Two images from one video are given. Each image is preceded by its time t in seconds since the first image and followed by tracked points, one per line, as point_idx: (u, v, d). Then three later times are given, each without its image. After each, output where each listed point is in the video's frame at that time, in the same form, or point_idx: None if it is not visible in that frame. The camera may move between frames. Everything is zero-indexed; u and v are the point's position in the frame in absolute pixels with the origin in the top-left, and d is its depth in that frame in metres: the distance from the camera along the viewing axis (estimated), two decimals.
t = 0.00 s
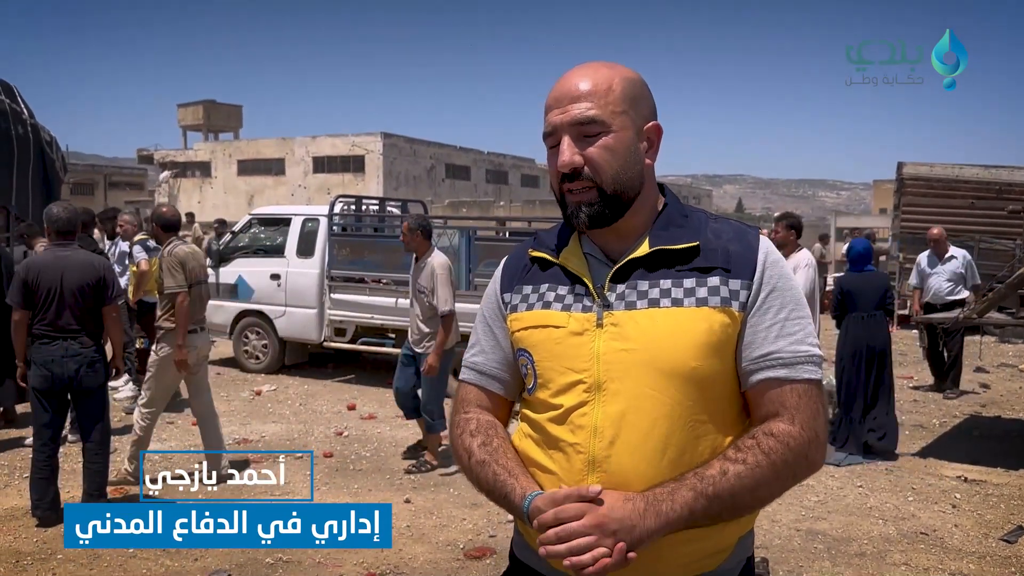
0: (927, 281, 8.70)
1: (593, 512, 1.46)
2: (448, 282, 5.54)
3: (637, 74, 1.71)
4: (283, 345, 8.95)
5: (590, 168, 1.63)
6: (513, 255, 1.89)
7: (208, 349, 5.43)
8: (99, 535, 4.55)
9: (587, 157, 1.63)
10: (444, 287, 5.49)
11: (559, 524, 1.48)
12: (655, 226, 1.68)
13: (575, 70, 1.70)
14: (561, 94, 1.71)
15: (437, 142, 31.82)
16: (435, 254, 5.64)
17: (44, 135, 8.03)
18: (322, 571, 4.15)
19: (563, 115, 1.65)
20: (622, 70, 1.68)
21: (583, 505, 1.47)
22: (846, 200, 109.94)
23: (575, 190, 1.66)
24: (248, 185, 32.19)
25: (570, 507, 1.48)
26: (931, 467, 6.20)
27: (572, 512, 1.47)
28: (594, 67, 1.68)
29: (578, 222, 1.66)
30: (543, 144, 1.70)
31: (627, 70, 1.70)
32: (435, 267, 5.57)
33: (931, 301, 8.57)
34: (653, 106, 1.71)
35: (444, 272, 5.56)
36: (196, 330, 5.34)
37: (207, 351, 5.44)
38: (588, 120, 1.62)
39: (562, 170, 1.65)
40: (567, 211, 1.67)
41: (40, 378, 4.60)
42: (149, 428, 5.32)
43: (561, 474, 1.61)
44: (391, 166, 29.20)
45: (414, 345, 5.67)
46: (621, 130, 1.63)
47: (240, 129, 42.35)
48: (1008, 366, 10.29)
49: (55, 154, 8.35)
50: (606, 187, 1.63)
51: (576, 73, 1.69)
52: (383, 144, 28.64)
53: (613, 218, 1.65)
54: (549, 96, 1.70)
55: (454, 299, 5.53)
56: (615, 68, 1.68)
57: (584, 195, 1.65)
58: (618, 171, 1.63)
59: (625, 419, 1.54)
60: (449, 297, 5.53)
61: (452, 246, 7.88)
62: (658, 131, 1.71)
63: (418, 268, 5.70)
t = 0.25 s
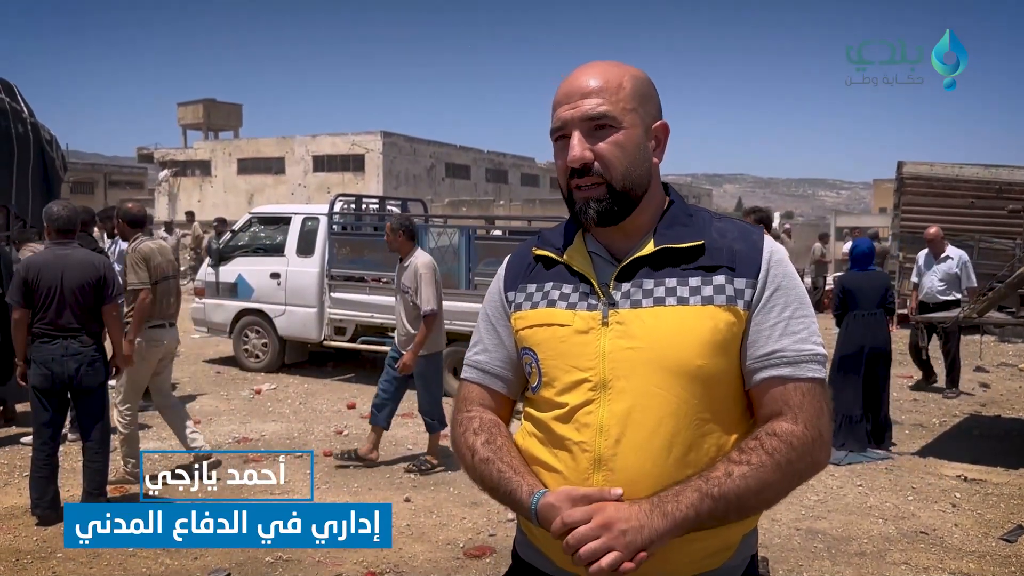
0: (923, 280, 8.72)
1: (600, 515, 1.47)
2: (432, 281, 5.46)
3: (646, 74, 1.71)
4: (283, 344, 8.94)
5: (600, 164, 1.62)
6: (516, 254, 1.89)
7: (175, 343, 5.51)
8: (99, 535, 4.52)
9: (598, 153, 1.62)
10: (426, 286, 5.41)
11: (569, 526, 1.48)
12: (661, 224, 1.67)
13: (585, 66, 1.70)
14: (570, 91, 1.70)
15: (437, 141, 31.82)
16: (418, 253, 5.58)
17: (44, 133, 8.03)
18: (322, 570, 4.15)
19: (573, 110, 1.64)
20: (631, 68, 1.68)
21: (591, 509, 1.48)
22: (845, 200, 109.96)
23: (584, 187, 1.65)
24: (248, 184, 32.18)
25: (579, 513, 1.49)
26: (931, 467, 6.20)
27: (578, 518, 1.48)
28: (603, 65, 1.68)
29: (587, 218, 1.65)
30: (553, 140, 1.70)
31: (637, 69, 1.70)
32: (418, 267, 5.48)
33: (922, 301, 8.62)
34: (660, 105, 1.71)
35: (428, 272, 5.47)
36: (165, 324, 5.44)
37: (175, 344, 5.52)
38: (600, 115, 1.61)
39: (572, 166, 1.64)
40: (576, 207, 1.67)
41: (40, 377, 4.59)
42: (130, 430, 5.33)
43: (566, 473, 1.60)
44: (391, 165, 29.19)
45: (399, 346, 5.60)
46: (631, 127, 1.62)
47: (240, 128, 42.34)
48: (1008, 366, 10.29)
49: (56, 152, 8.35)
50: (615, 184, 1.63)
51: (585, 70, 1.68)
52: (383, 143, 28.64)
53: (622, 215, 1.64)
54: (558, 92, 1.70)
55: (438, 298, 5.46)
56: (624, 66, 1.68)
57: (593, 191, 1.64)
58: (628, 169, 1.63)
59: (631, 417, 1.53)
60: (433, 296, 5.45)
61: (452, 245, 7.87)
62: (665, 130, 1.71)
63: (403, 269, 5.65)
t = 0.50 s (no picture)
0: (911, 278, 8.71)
1: (608, 519, 1.46)
2: (406, 279, 5.45)
3: (656, 72, 1.71)
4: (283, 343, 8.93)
5: (611, 161, 1.61)
6: (521, 252, 1.88)
7: (159, 339, 5.59)
8: (99, 535, 4.50)
9: (609, 149, 1.61)
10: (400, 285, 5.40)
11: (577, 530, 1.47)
12: (670, 222, 1.66)
13: (595, 63, 1.69)
14: (581, 88, 1.69)
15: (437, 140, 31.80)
16: (387, 254, 5.55)
17: (43, 132, 8.02)
18: (321, 570, 4.14)
19: (586, 106, 1.63)
20: (643, 67, 1.67)
21: (599, 512, 1.47)
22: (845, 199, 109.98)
23: (594, 183, 1.64)
24: (248, 183, 32.16)
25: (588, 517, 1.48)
26: (931, 466, 6.19)
27: (586, 523, 1.47)
28: (615, 62, 1.67)
29: (596, 215, 1.63)
30: (563, 136, 1.68)
31: (648, 67, 1.69)
32: (389, 266, 5.45)
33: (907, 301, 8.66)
34: (670, 105, 1.71)
35: (399, 271, 5.45)
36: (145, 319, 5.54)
37: (160, 340, 5.59)
38: (612, 112, 1.61)
39: (583, 161, 1.63)
40: (585, 204, 1.65)
41: (40, 376, 4.57)
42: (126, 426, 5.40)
43: (572, 472, 1.59)
44: (391, 164, 29.17)
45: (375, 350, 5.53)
46: (643, 125, 1.62)
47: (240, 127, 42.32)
48: (1008, 365, 10.28)
49: (55, 151, 8.35)
50: (626, 180, 1.62)
51: (596, 67, 1.67)
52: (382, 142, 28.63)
53: (632, 212, 1.63)
54: (569, 88, 1.69)
55: (413, 294, 5.46)
56: (636, 64, 1.67)
57: (603, 187, 1.63)
58: (639, 166, 1.62)
59: (637, 416, 1.52)
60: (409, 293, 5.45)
61: (452, 244, 7.85)
62: (674, 129, 1.71)
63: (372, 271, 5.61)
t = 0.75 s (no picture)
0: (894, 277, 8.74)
1: (607, 516, 1.46)
2: (376, 271, 5.48)
3: (664, 71, 1.70)
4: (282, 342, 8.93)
5: (618, 159, 1.61)
6: (523, 250, 1.87)
7: (152, 337, 5.61)
8: (99, 535, 4.49)
9: (616, 148, 1.61)
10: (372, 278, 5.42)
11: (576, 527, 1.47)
12: (674, 223, 1.66)
13: (603, 61, 1.68)
14: (588, 85, 1.69)
15: (437, 139, 31.79)
16: (352, 249, 5.53)
17: (43, 131, 8.02)
18: (321, 569, 4.13)
19: (593, 104, 1.62)
20: (651, 65, 1.67)
21: (599, 510, 1.47)
22: (845, 198, 109.99)
23: (599, 182, 1.63)
24: (248, 182, 32.15)
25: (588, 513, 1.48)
26: (931, 465, 6.19)
27: (585, 519, 1.47)
28: (623, 60, 1.67)
29: (601, 214, 1.63)
30: (570, 133, 1.68)
31: (656, 66, 1.68)
32: (357, 261, 5.44)
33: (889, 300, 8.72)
34: (678, 105, 1.71)
35: (369, 264, 5.46)
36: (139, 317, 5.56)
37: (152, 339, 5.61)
38: (620, 110, 1.60)
39: (590, 159, 1.62)
40: (590, 202, 1.65)
41: (39, 375, 4.56)
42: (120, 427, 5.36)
43: (572, 471, 1.59)
44: (391, 163, 29.15)
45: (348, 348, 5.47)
46: (650, 124, 1.61)
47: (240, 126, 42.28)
48: (1007, 364, 10.29)
49: (55, 150, 8.34)
50: (632, 180, 1.61)
51: (604, 64, 1.67)
52: (382, 141, 28.62)
53: (637, 212, 1.63)
54: (577, 86, 1.68)
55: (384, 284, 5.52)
56: (645, 62, 1.67)
57: (609, 186, 1.63)
58: (645, 166, 1.62)
59: (638, 415, 1.52)
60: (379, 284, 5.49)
61: (451, 243, 7.85)
62: (681, 129, 1.71)
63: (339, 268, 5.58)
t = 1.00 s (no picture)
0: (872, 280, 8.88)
1: (606, 519, 1.46)
2: (358, 267, 5.37)
3: (665, 70, 1.70)
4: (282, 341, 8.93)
5: (617, 159, 1.61)
6: (522, 251, 1.87)
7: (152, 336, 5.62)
8: (99, 535, 4.49)
9: (616, 148, 1.61)
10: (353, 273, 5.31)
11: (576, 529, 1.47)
12: (673, 223, 1.66)
13: (603, 59, 1.68)
14: (588, 84, 1.69)
15: (437, 138, 31.79)
16: (332, 245, 5.43)
17: (43, 131, 8.02)
18: (321, 568, 4.13)
19: (593, 103, 1.62)
20: (652, 64, 1.66)
21: (597, 512, 1.47)
22: (844, 198, 110.01)
23: (599, 181, 1.63)
24: (247, 181, 32.14)
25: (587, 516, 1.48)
26: (931, 465, 6.20)
27: (584, 522, 1.47)
28: (624, 59, 1.67)
29: (600, 214, 1.63)
30: (569, 132, 1.68)
31: (656, 65, 1.68)
32: (339, 256, 5.34)
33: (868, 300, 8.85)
34: (679, 104, 1.70)
35: (351, 259, 5.35)
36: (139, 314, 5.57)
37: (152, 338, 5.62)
38: (620, 109, 1.60)
39: (589, 159, 1.62)
40: (589, 202, 1.65)
41: (39, 374, 4.56)
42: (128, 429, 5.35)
43: (571, 473, 1.58)
44: (390, 162, 29.14)
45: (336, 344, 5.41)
46: (650, 124, 1.61)
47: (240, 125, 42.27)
48: (1007, 364, 10.29)
49: (54, 150, 8.34)
50: (631, 180, 1.61)
51: (604, 63, 1.67)
52: (382, 140, 28.62)
53: (635, 211, 1.62)
54: (577, 84, 1.68)
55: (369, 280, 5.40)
56: (646, 61, 1.67)
57: (608, 185, 1.62)
58: (644, 165, 1.61)
59: (637, 417, 1.52)
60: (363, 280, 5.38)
61: (451, 242, 7.84)
62: (682, 129, 1.70)
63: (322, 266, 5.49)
